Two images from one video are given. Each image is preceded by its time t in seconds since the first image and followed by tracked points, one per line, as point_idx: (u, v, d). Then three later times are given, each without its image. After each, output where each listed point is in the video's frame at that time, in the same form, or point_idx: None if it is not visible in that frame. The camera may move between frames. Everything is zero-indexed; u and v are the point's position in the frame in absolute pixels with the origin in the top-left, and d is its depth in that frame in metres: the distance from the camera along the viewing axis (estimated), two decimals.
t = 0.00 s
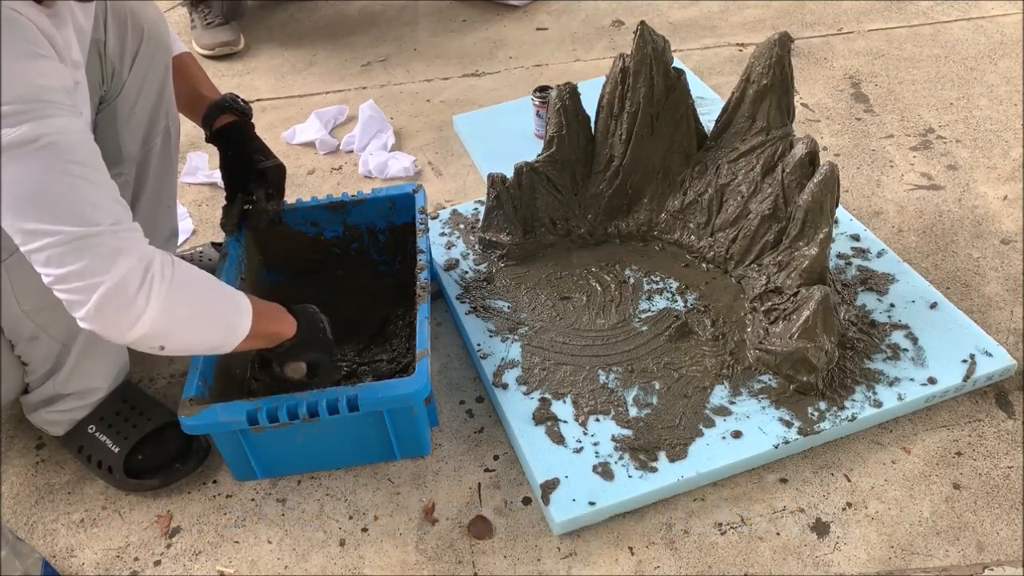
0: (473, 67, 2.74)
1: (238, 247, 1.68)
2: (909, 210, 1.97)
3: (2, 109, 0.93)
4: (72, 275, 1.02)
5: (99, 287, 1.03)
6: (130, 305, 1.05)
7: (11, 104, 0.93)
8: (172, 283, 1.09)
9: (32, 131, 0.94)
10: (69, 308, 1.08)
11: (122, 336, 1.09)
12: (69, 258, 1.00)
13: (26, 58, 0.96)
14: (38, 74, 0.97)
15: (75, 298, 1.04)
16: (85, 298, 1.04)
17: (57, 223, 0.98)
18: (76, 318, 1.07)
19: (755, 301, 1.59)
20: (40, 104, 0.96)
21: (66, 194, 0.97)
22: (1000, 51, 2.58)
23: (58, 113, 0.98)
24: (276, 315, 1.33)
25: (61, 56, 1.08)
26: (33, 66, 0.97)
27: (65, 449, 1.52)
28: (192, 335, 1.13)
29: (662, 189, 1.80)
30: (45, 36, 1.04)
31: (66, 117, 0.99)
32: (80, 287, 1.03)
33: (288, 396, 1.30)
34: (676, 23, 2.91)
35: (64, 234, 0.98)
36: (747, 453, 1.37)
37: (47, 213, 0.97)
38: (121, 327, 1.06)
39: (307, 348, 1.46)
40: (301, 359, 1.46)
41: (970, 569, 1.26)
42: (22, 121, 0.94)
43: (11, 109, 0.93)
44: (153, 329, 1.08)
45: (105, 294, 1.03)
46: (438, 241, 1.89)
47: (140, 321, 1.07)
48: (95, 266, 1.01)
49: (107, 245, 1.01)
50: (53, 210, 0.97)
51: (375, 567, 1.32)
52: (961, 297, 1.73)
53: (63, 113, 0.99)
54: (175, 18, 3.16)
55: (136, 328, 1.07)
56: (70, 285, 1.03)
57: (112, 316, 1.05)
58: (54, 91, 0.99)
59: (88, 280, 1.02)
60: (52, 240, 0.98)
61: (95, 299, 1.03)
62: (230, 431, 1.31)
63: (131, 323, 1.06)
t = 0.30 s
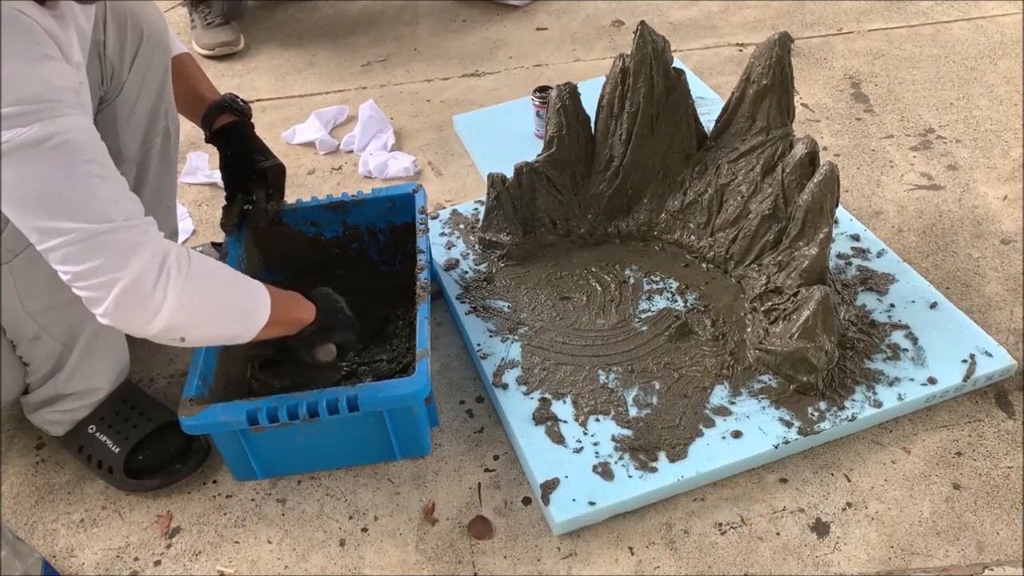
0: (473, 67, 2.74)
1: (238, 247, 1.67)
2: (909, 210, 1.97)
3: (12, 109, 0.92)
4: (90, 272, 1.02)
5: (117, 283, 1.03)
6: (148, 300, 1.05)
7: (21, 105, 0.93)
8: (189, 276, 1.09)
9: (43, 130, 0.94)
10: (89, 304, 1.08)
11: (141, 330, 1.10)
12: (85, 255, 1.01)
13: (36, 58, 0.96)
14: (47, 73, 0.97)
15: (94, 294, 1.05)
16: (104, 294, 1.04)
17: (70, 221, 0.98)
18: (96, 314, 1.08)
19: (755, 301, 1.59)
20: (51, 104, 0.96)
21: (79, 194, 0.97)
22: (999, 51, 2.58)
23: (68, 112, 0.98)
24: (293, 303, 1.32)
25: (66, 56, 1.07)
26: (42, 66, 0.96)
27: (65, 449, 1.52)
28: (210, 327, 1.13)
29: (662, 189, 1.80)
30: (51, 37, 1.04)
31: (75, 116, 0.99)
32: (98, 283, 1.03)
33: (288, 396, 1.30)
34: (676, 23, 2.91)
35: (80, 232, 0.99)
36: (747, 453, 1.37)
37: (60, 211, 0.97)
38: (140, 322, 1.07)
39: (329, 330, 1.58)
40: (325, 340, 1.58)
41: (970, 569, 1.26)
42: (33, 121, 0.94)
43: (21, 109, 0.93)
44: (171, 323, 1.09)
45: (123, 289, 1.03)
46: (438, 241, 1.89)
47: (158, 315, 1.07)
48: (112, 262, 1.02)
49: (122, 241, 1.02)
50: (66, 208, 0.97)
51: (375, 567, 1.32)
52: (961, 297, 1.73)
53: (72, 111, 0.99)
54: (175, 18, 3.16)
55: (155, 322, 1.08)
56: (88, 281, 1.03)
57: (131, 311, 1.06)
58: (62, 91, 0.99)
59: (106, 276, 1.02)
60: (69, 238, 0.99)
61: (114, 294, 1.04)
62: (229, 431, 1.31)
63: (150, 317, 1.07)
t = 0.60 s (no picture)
0: (473, 67, 2.74)
1: (238, 247, 1.67)
2: (909, 210, 1.97)
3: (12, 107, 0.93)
4: (81, 271, 1.01)
5: (107, 284, 1.02)
6: (137, 302, 1.05)
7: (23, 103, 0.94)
8: (181, 279, 1.09)
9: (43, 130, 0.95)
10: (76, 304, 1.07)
11: (127, 333, 1.09)
12: (77, 254, 1.00)
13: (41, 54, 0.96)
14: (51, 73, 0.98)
15: (82, 294, 1.04)
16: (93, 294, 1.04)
17: (65, 220, 0.98)
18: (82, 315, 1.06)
19: (755, 301, 1.59)
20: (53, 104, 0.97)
21: (78, 193, 0.98)
22: (1000, 51, 2.58)
23: (70, 112, 0.99)
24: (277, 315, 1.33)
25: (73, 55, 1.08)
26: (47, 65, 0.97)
27: (65, 449, 1.52)
28: (197, 332, 1.12)
29: (662, 189, 1.80)
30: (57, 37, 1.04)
31: (77, 115, 1.00)
32: (88, 283, 1.02)
33: (288, 396, 1.30)
34: (676, 23, 2.91)
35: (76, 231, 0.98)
36: (747, 453, 1.37)
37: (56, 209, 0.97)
38: (128, 324, 1.06)
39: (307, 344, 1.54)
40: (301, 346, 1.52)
41: (970, 569, 1.26)
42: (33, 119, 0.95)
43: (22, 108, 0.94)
44: (159, 326, 1.08)
45: (112, 290, 1.03)
46: (438, 241, 1.89)
47: (145, 318, 1.06)
48: (106, 262, 1.01)
49: (118, 241, 1.02)
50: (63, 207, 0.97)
51: (375, 567, 1.32)
52: (961, 297, 1.73)
53: (74, 111, 1.00)
54: (175, 18, 3.16)
55: (144, 325, 1.07)
56: (77, 281, 1.03)
57: (120, 312, 1.05)
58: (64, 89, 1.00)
59: (97, 276, 1.02)
60: (63, 236, 0.98)
61: (104, 295, 1.03)
62: (229, 431, 1.31)
63: (138, 320, 1.06)
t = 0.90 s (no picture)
0: (473, 67, 2.74)
1: (238, 247, 1.67)
2: (909, 210, 1.97)
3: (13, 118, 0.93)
4: (102, 279, 1.03)
5: (128, 292, 1.04)
6: (157, 309, 1.07)
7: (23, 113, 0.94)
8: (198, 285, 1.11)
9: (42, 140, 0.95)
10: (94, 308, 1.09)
11: (145, 335, 1.11)
12: (96, 262, 1.01)
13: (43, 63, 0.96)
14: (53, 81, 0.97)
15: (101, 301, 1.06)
16: (114, 301, 1.05)
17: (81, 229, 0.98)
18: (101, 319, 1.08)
19: (755, 301, 1.59)
20: (55, 111, 0.97)
21: (83, 202, 0.97)
22: (999, 51, 2.57)
23: (74, 120, 0.99)
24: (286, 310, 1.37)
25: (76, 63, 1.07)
26: (49, 72, 0.97)
27: (66, 449, 1.52)
28: (214, 336, 1.15)
29: (662, 189, 1.80)
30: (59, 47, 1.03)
31: (81, 122, 1.00)
32: (108, 291, 1.04)
33: (287, 396, 1.30)
34: (676, 24, 2.91)
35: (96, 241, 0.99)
36: (747, 453, 1.37)
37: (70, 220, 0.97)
38: (149, 329, 1.08)
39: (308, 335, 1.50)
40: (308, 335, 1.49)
41: (970, 569, 1.26)
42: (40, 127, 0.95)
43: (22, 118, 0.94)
44: (178, 331, 1.11)
45: (134, 298, 1.05)
46: (438, 241, 1.89)
47: (164, 323, 1.09)
48: (126, 271, 1.03)
49: (137, 251, 1.03)
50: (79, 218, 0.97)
51: (375, 567, 1.32)
52: (961, 297, 1.73)
53: (78, 118, 1.00)
54: (175, 18, 3.16)
55: (164, 330, 1.09)
56: (96, 287, 1.04)
57: (140, 318, 1.07)
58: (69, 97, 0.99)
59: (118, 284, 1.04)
60: (81, 246, 0.99)
61: (125, 303, 1.05)
62: (229, 431, 1.31)
63: (158, 325, 1.08)
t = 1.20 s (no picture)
0: (473, 67, 2.74)
1: (238, 247, 1.67)
2: (909, 210, 1.97)
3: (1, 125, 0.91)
4: (65, 304, 1.01)
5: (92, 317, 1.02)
6: (123, 334, 1.05)
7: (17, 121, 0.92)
8: (166, 310, 1.07)
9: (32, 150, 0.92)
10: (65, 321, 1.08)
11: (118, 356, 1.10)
12: (58, 287, 0.99)
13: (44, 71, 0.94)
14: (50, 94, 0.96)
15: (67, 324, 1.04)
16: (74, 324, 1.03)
17: (51, 248, 0.96)
18: (67, 337, 1.07)
19: (755, 301, 1.59)
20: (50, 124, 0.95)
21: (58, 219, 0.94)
22: (1000, 51, 2.58)
23: (60, 132, 0.96)
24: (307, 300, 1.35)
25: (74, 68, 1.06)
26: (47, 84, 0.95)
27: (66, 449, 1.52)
28: (191, 353, 1.12)
29: (662, 189, 1.80)
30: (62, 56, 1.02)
31: (74, 137, 0.98)
32: (73, 315, 1.02)
33: (288, 396, 1.30)
34: (676, 23, 2.91)
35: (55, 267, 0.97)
36: (747, 453, 1.37)
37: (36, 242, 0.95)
38: (110, 353, 1.06)
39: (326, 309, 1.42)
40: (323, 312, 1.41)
41: (969, 569, 1.26)
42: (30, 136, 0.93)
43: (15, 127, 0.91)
44: (149, 352, 1.08)
45: (97, 324, 1.03)
46: (438, 241, 1.89)
47: (132, 345, 1.06)
48: (86, 297, 1.00)
49: (97, 278, 1.00)
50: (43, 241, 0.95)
51: (375, 567, 1.32)
52: (961, 297, 1.73)
53: (71, 132, 0.98)
54: (175, 18, 3.16)
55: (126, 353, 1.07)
56: (61, 311, 1.03)
57: (99, 342, 1.05)
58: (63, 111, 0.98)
59: (80, 309, 1.02)
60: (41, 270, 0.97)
61: (88, 328, 1.03)
62: (229, 431, 1.31)
63: (126, 349, 1.06)
